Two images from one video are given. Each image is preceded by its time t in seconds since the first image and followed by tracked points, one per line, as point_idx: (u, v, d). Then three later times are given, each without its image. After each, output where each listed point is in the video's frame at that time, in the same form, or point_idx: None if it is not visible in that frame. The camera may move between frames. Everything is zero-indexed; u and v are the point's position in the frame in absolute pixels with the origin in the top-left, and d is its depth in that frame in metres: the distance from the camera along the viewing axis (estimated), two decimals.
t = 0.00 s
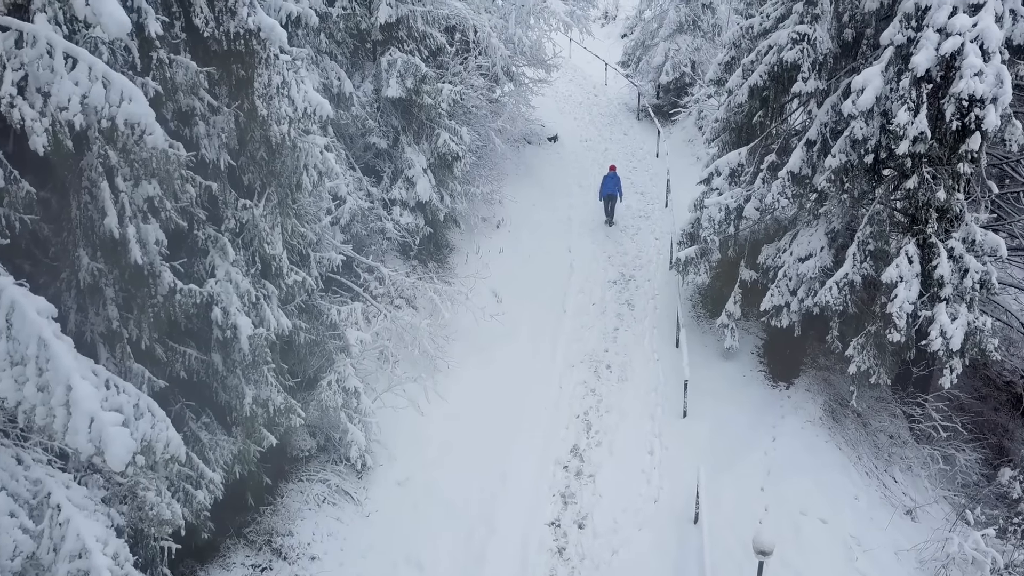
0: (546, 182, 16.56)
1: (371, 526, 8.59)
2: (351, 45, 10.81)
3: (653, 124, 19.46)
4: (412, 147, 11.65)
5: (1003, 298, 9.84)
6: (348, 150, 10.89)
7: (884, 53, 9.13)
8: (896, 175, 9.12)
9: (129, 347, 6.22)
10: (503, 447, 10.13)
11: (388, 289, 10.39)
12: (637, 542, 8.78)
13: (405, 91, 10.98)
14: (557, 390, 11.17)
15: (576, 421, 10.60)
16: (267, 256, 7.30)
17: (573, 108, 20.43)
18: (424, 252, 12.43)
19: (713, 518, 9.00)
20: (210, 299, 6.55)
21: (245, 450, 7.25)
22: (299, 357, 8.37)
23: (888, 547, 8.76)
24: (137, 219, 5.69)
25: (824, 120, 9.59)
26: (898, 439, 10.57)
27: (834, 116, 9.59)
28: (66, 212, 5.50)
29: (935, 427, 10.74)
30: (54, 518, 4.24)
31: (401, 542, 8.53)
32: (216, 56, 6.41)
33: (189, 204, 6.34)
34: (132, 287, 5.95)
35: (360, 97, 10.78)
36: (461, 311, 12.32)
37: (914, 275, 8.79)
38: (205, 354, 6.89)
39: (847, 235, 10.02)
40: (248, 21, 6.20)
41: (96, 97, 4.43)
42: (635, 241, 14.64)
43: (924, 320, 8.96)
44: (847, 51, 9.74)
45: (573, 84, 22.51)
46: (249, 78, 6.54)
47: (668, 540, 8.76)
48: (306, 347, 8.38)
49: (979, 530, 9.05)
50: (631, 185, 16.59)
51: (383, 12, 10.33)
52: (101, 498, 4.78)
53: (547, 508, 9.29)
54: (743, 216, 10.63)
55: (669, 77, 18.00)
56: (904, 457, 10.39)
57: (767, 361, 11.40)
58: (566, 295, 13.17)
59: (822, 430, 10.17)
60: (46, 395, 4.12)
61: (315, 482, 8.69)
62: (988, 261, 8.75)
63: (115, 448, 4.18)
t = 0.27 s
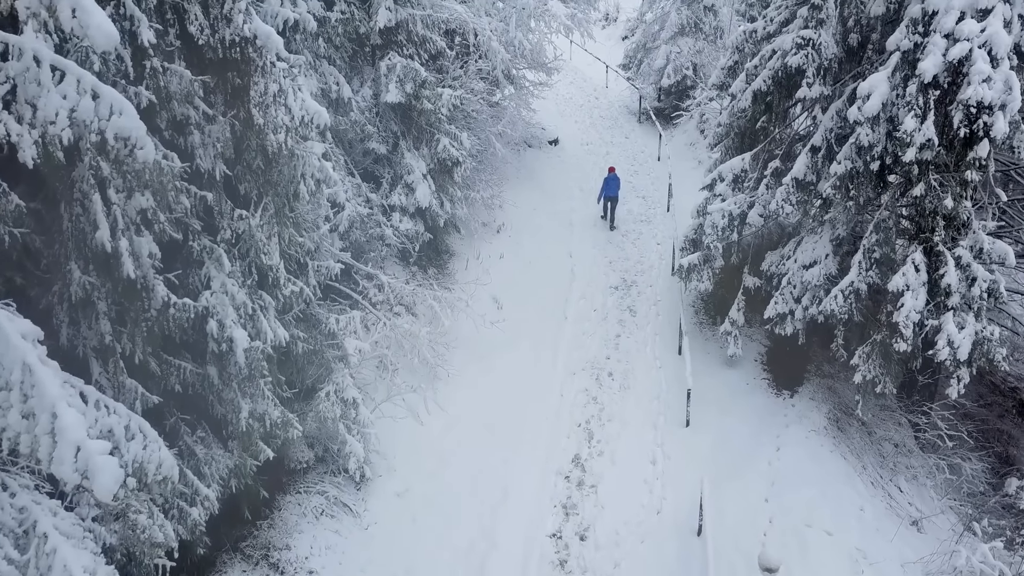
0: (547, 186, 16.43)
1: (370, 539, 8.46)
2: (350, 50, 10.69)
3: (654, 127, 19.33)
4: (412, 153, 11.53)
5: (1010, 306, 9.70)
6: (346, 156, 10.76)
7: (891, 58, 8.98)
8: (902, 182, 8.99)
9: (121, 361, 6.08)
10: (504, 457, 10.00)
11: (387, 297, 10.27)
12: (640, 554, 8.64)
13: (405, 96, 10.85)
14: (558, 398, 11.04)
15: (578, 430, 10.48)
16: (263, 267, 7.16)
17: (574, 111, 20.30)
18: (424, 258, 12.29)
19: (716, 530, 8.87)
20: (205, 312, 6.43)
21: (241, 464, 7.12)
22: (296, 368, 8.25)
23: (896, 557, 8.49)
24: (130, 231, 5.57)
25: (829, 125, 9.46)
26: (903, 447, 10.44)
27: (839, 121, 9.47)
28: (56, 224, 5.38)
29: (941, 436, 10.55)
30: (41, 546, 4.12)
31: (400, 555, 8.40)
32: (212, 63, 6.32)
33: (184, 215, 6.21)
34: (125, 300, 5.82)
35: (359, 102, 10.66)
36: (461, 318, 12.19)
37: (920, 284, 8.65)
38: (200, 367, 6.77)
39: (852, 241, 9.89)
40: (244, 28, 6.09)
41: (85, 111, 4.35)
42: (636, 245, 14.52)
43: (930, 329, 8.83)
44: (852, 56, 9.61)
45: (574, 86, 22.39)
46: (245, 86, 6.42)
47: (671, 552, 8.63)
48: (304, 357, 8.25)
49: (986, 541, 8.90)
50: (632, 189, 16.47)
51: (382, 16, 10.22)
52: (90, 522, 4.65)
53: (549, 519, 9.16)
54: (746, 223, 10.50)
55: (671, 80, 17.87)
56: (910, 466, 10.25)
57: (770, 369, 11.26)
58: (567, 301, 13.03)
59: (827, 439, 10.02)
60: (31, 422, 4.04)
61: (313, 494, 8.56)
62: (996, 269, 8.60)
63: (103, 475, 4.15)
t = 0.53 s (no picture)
0: (548, 190, 16.30)
1: (369, 551, 8.30)
2: (349, 54, 10.56)
3: (655, 131, 19.19)
4: (411, 159, 11.40)
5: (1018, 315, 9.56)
6: (345, 161, 10.63)
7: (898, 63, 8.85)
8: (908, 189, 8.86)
9: (114, 376, 5.96)
10: (505, 467, 9.87)
11: (387, 305, 10.14)
12: (643, 567, 8.51)
13: (404, 102, 10.72)
14: (560, 407, 10.90)
15: (580, 439, 10.34)
16: (260, 278, 7.04)
17: (575, 114, 20.18)
18: (424, 264, 12.16)
19: (721, 543, 8.73)
20: (200, 325, 6.31)
21: (237, 479, 6.99)
22: (293, 379, 8.11)
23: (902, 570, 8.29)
24: (122, 245, 5.45)
25: (834, 131, 9.32)
26: (909, 457, 10.25)
27: (845, 127, 9.34)
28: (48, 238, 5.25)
29: (947, 446, 10.34)
30: None
31: (400, 569, 8.26)
32: (207, 72, 6.20)
33: (178, 227, 6.09)
34: (118, 315, 5.70)
35: (358, 107, 10.53)
36: (462, 325, 12.04)
37: (927, 293, 8.52)
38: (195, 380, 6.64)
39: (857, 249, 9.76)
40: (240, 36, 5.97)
41: (73, 125, 4.33)
42: (638, 251, 14.39)
43: (938, 339, 8.69)
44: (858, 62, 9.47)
45: (575, 89, 22.25)
46: (241, 95, 6.30)
47: (675, 565, 8.49)
48: (302, 368, 8.12)
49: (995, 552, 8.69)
50: (634, 193, 16.35)
51: (381, 21, 10.09)
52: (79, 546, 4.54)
53: (550, 531, 9.02)
54: (750, 230, 10.37)
55: (673, 83, 17.73)
56: (915, 475, 10.08)
57: (774, 376, 11.13)
58: (568, 308, 12.89)
59: (832, 449, 9.85)
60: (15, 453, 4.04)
61: (311, 506, 8.42)
62: (1004, 278, 8.47)
63: (88, 508, 4.16)
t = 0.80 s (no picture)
0: (548, 194, 16.18)
1: (367, 565, 8.13)
2: (347, 59, 10.44)
3: (656, 134, 19.07)
4: (410, 164, 11.28)
5: None
6: (344, 168, 10.51)
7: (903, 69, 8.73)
8: (914, 196, 8.73)
9: (106, 391, 5.83)
10: (505, 478, 9.73)
11: (386, 313, 10.02)
12: None
13: (403, 107, 10.59)
14: (560, 416, 10.77)
15: (580, 449, 10.21)
16: (256, 289, 6.90)
17: (575, 117, 20.06)
18: (423, 271, 12.04)
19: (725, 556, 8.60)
20: (195, 339, 6.19)
21: (233, 494, 6.86)
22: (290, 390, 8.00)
23: None
24: (114, 258, 5.33)
25: (838, 137, 9.20)
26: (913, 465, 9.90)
27: (849, 134, 9.22)
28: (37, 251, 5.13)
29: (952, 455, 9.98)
30: None
31: None
32: (202, 81, 6.09)
33: (172, 239, 5.96)
34: (110, 329, 5.57)
35: (357, 113, 10.41)
36: (461, 332, 11.90)
37: (933, 302, 8.38)
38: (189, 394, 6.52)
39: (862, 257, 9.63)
40: (235, 44, 5.85)
41: (60, 141, 4.24)
42: (639, 256, 14.27)
43: (944, 348, 8.55)
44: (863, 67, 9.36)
45: (575, 92, 22.14)
46: (236, 104, 6.18)
47: None
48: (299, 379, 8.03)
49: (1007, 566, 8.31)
50: (635, 198, 16.23)
51: (380, 26, 9.98)
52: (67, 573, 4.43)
53: (551, 543, 8.88)
54: (753, 236, 10.24)
55: (674, 86, 17.60)
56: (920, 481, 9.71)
57: (777, 385, 11.00)
58: (569, 314, 12.75)
59: (835, 460, 9.73)
60: None
61: (308, 519, 8.27)
62: (1011, 287, 8.35)
63: (74, 541, 4.02)
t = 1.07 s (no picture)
0: (548, 199, 16.05)
1: None
2: (344, 64, 10.30)
3: (656, 137, 18.95)
4: (409, 170, 11.15)
5: None
6: (341, 174, 10.37)
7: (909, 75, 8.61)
8: (919, 204, 8.61)
9: (96, 408, 5.69)
10: (505, 488, 9.59)
11: (384, 321, 9.89)
12: None
13: (401, 113, 10.46)
14: (560, 424, 10.63)
15: (581, 459, 10.07)
16: (251, 301, 6.77)
17: (575, 120, 19.95)
18: (422, 277, 11.91)
19: (728, 568, 8.46)
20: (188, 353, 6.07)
21: (227, 510, 6.73)
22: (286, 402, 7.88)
23: None
24: (105, 273, 5.19)
25: (842, 144, 9.09)
26: (918, 474, 9.75)
27: (853, 140, 9.11)
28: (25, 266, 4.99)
29: (958, 464, 9.77)
30: None
31: None
32: (195, 90, 5.95)
33: (164, 252, 5.83)
34: (101, 345, 5.45)
35: (354, 118, 10.27)
36: (461, 340, 11.77)
37: (939, 311, 8.26)
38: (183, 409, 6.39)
39: (866, 264, 9.51)
40: (229, 52, 5.71)
41: (44, 158, 4.19)
42: (639, 261, 14.14)
43: (950, 359, 8.43)
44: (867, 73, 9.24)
45: (575, 95, 22.02)
46: (230, 114, 6.05)
47: None
48: (296, 390, 7.91)
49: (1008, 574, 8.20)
50: (635, 202, 16.12)
51: (378, 30, 9.85)
52: None
53: (552, 555, 8.72)
54: (755, 243, 10.12)
55: (675, 90, 17.48)
56: (923, 490, 9.63)
57: (780, 393, 10.89)
58: (569, 321, 12.62)
59: (839, 469, 9.61)
60: None
61: (305, 532, 8.14)
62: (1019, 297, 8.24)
63: None
